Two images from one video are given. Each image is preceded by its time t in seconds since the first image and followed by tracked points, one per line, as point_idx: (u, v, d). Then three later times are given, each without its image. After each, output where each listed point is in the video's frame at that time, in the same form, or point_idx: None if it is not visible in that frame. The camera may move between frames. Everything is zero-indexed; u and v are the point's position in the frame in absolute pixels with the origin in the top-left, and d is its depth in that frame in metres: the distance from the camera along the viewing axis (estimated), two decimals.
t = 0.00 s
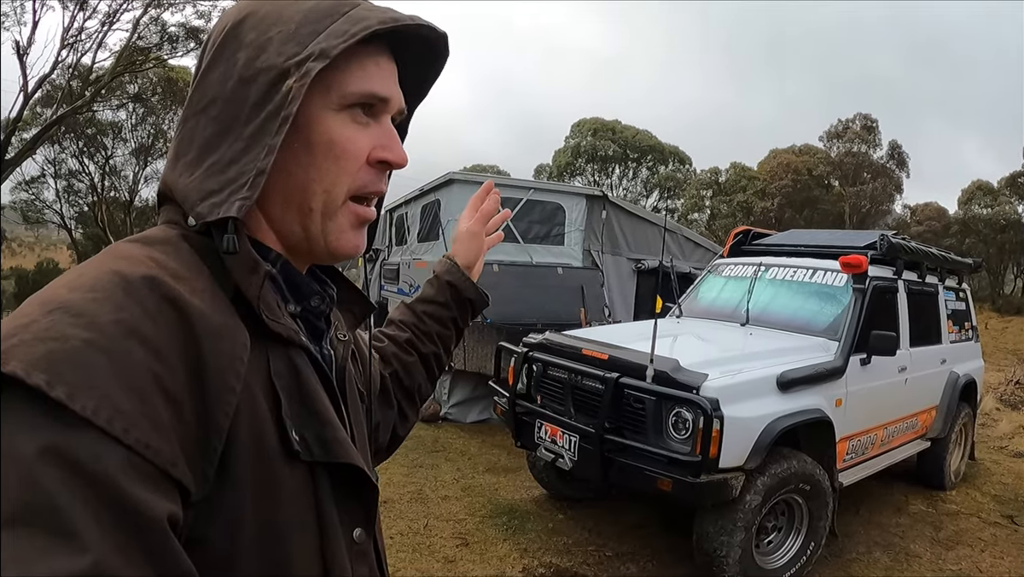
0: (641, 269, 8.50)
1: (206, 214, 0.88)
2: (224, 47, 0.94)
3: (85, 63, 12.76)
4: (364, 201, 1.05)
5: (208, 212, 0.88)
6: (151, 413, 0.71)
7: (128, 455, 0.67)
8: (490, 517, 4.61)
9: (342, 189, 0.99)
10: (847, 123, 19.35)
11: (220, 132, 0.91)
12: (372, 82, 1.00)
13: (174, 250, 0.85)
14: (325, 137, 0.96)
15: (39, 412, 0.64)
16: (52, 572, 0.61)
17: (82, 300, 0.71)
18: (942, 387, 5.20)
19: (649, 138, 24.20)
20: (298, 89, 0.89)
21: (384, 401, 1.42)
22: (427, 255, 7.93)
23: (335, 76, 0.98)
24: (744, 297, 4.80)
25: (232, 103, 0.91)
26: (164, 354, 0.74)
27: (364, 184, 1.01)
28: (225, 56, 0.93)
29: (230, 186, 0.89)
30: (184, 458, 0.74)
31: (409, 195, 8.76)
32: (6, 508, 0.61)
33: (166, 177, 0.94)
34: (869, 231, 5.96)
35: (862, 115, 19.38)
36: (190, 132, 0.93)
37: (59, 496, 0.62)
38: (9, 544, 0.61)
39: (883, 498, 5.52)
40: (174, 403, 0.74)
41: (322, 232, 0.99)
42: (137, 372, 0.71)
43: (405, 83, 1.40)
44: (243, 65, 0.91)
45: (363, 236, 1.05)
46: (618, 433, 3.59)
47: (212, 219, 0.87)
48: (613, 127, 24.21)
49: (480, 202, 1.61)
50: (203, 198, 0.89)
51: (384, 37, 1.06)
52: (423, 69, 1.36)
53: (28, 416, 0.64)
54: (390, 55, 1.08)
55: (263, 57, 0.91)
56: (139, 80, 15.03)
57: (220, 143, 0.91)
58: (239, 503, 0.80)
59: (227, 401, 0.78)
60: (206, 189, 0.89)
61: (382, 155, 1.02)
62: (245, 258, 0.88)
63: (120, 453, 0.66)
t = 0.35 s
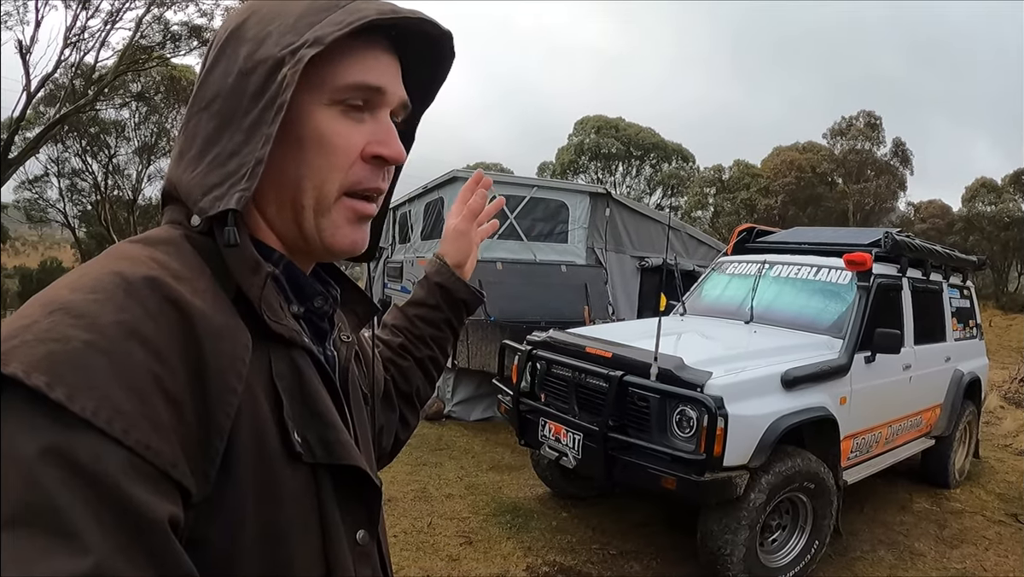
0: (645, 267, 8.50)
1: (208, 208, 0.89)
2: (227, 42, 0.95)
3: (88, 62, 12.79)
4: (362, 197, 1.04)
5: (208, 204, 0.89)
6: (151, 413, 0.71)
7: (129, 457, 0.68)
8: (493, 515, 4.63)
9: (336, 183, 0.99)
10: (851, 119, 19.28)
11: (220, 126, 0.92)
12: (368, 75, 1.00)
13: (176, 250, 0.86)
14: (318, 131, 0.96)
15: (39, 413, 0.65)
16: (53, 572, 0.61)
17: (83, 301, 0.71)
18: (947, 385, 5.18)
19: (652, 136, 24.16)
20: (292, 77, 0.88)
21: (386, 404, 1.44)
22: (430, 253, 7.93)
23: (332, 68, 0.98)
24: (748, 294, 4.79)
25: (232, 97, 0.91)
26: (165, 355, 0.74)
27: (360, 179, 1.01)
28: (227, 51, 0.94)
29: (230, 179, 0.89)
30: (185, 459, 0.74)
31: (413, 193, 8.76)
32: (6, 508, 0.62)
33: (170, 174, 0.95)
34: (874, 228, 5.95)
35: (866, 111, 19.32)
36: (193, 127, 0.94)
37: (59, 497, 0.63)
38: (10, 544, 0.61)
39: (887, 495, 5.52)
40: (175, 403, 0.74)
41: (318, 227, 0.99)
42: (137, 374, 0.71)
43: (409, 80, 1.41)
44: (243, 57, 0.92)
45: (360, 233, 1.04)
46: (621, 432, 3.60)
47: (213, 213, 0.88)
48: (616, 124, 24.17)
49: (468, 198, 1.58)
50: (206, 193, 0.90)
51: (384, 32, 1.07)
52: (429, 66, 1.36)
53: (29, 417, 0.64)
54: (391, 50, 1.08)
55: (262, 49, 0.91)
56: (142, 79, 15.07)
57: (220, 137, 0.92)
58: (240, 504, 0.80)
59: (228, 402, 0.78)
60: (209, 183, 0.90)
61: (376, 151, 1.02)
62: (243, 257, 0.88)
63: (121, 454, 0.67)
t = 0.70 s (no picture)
0: (646, 269, 8.50)
1: (207, 198, 0.91)
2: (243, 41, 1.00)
3: (89, 68, 12.83)
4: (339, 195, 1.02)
5: (211, 190, 0.90)
6: (152, 413, 0.71)
7: (130, 457, 0.68)
8: (497, 518, 4.62)
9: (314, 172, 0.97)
10: (851, 121, 19.29)
11: (224, 115, 0.95)
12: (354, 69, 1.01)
13: (177, 251, 0.86)
14: (294, 124, 0.97)
15: (41, 413, 0.65)
16: (53, 572, 0.61)
17: (85, 302, 0.72)
18: (949, 385, 5.17)
19: (652, 138, 24.20)
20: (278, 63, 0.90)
21: (391, 406, 1.44)
22: (432, 257, 7.94)
23: (324, 59, 1.00)
24: (750, 296, 4.79)
25: (238, 87, 0.95)
26: (166, 356, 0.75)
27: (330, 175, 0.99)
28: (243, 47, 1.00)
29: (231, 165, 0.91)
30: (186, 460, 0.74)
31: (414, 197, 8.77)
32: (7, 508, 0.62)
33: (179, 169, 0.99)
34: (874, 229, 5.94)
35: (867, 113, 19.33)
36: (204, 120, 0.98)
37: (61, 497, 0.63)
38: (11, 545, 0.61)
39: (890, 496, 5.50)
40: (175, 404, 0.75)
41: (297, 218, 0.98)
42: (138, 374, 0.71)
43: (420, 94, 1.43)
44: (250, 50, 0.97)
45: (336, 230, 1.01)
46: (624, 434, 3.59)
47: (215, 196, 0.90)
48: (616, 127, 24.19)
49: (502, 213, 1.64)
50: (209, 180, 0.92)
51: (379, 29, 1.07)
52: (443, 76, 1.38)
53: (30, 417, 0.64)
54: (386, 46, 1.08)
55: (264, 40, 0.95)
56: (143, 85, 15.11)
57: (224, 127, 0.95)
58: (241, 505, 0.80)
59: (229, 403, 0.79)
60: (212, 170, 0.92)
61: (346, 144, 0.99)
62: (241, 257, 0.88)
63: (122, 454, 0.67)
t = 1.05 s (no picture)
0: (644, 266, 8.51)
1: (208, 204, 0.90)
2: (245, 47, 0.99)
3: (84, 71, 12.79)
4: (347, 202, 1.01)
5: (210, 199, 0.90)
6: (151, 415, 0.71)
7: (129, 459, 0.68)
8: (498, 517, 4.62)
9: (324, 183, 0.98)
10: (847, 116, 19.34)
11: (228, 124, 0.94)
12: (363, 78, 1.01)
13: (176, 251, 0.86)
14: (301, 134, 0.97)
15: (40, 415, 0.65)
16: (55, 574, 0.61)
17: (84, 303, 0.72)
18: (948, 379, 5.18)
19: (649, 136, 24.20)
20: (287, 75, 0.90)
21: (394, 410, 1.45)
22: (430, 257, 7.93)
23: (333, 69, 1.00)
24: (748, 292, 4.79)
25: (241, 98, 0.95)
26: (164, 357, 0.74)
27: (339, 184, 0.99)
28: (245, 55, 0.99)
29: (229, 175, 0.90)
30: (185, 462, 0.74)
31: (411, 197, 8.76)
32: (6, 510, 0.61)
33: (178, 173, 0.98)
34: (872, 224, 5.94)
35: (863, 108, 19.38)
36: (205, 127, 0.97)
37: (60, 500, 0.63)
38: (11, 546, 0.61)
39: (891, 490, 5.51)
40: (174, 406, 0.74)
41: (304, 226, 0.99)
42: (136, 375, 0.71)
43: (425, 96, 1.42)
44: (255, 59, 0.96)
45: (346, 237, 1.01)
46: (624, 431, 3.59)
47: (212, 207, 0.89)
48: (613, 125, 24.20)
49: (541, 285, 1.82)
50: (208, 188, 0.92)
51: (384, 37, 1.07)
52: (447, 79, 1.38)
53: (27, 418, 0.64)
54: (391, 53, 1.08)
55: (269, 50, 0.94)
56: (138, 88, 15.09)
57: (227, 135, 0.94)
58: (240, 507, 0.80)
59: (228, 405, 0.78)
60: (211, 179, 0.92)
61: (354, 153, 0.99)
62: (239, 259, 0.88)
63: (121, 457, 0.67)
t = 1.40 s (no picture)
0: (645, 267, 8.51)
1: (213, 207, 0.89)
2: (260, 52, 0.95)
3: (83, 78, 12.81)
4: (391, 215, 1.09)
5: (217, 205, 0.89)
6: (150, 414, 0.71)
7: (129, 457, 0.68)
8: (500, 519, 4.61)
9: (377, 201, 1.03)
10: (846, 116, 19.39)
11: (243, 138, 0.93)
12: (410, 105, 1.07)
13: (175, 250, 0.86)
14: (362, 158, 1.01)
15: (40, 414, 0.65)
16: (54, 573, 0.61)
17: (83, 303, 0.72)
18: (949, 377, 5.18)
19: (649, 138, 24.24)
20: (333, 111, 0.93)
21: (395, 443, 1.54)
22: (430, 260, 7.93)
23: (379, 94, 1.03)
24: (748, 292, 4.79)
25: (260, 111, 0.93)
26: (163, 355, 0.74)
27: (395, 202, 1.06)
28: (258, 62, 0.95)
29: (244, 187, 0.90)
30: (184, 460, 0.74)
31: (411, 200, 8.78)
32: (6, 509, 0.61)
33: (181, 173, 0.95)
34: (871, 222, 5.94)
35: (861, 108, 19.44)
36: (212, 131, 0.94)
37: (60, 497, 0.63)
38: (11, 545, 0.61)
39: (892, 489, 5.50)
40: (173, 404, 0.74)
41: (350, 239, 1.03)
42: (136, 374, 0.71)
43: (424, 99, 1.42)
44: (281, 74, 0.93)
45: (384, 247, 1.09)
46: (625, 432, 3.59)
47: (220, 211, 0.89)
48: (612, 127, 24.22)
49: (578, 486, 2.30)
50: (213, 192, 0.90)
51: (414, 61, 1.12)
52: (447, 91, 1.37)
53: (27, 417, 0.64)
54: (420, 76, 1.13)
55: (297, 72, 0.93)
56: (137, 94, 15.13)
57: (245, 149, 0.93)
58: (239, 506, 0.80)
59: (228, 403, 0.78)
60: (219, 185, 0.91)
61: (408, 174, 1.07)
62: (239, 259, 0.88)
63: (120, 455, 0.67)
